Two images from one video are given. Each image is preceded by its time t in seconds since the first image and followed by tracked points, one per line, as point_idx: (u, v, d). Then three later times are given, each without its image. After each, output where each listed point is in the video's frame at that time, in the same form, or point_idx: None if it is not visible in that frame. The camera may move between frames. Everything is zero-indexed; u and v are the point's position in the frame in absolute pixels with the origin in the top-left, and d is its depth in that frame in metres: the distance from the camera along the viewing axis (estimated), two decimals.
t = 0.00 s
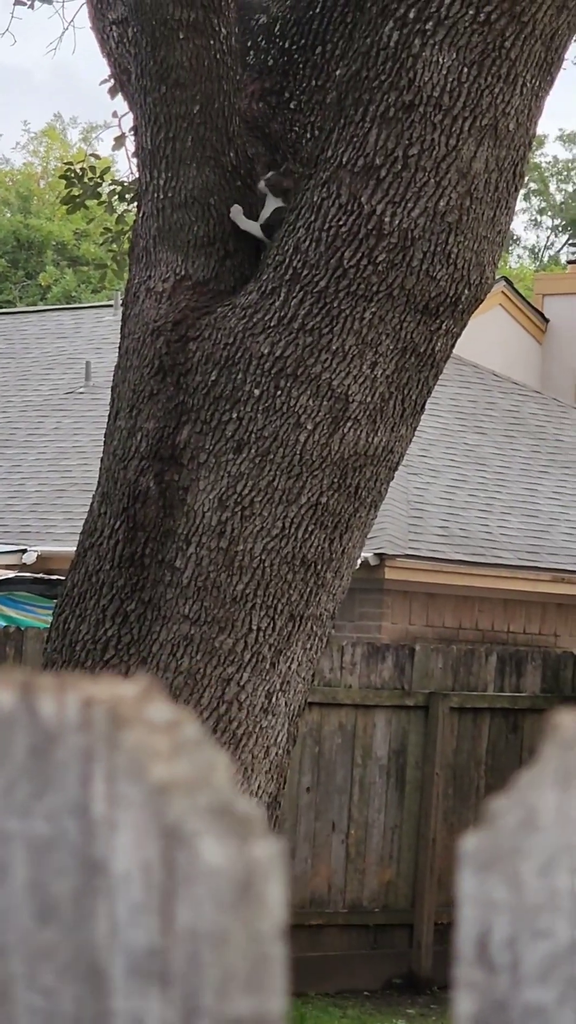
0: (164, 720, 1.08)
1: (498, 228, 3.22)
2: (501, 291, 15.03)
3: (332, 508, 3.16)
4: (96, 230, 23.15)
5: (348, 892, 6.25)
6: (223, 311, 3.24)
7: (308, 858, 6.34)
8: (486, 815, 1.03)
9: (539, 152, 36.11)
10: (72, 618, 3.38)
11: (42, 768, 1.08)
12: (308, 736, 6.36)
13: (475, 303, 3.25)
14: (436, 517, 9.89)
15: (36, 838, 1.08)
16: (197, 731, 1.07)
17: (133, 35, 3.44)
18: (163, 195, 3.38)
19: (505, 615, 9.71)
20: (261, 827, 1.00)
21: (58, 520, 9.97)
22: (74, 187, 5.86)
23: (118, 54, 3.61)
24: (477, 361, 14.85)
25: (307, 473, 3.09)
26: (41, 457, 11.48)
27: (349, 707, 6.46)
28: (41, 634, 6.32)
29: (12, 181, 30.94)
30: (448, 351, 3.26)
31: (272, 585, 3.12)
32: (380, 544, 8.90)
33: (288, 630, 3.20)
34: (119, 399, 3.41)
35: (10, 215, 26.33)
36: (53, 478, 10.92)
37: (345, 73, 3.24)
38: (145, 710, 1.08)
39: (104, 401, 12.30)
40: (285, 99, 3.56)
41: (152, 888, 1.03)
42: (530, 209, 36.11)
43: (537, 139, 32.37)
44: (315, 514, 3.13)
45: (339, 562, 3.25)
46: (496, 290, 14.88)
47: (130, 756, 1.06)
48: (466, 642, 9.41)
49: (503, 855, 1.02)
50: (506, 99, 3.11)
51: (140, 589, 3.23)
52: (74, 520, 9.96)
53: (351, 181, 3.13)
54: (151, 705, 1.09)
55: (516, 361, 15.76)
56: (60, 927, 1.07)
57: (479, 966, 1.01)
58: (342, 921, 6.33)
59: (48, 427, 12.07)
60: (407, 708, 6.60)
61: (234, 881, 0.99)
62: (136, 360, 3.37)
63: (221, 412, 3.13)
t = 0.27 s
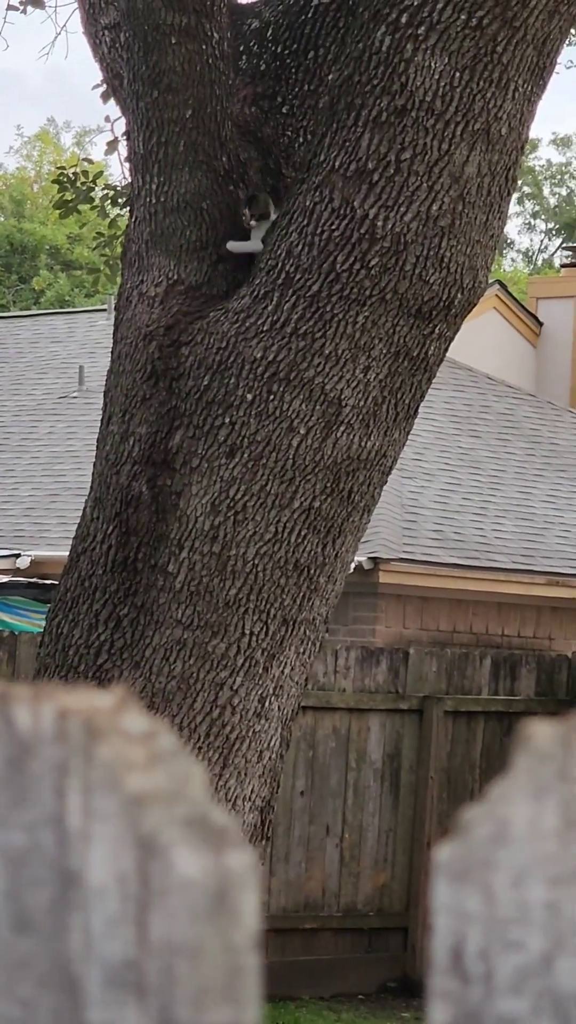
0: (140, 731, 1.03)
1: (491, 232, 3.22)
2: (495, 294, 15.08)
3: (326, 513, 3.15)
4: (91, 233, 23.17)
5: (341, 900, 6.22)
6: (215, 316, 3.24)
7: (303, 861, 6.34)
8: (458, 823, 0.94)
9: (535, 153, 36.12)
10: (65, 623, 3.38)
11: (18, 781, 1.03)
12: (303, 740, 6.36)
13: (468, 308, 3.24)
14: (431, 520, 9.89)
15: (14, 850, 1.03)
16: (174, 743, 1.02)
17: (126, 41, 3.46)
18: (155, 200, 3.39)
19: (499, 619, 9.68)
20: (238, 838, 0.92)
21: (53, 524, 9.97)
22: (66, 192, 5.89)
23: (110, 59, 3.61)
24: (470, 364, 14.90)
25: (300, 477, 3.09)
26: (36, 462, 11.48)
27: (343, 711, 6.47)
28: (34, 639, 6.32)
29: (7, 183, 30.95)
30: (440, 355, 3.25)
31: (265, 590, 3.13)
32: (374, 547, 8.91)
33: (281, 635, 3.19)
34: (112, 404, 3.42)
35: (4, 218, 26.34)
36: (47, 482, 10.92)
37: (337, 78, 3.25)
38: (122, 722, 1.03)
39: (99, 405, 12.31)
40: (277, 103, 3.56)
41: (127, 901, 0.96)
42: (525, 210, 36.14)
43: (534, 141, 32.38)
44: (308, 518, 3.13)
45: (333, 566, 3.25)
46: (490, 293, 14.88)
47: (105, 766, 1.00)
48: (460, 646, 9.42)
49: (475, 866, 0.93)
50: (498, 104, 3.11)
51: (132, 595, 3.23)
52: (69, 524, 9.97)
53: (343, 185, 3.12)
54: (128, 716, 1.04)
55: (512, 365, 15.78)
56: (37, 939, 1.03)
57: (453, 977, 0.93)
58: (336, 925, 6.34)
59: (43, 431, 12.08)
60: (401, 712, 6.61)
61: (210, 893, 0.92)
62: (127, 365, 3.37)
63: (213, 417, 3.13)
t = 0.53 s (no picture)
0: (142, 728, 1.06)
1: (488, 235, 3.22)
2: (491, 296, 15.10)
3: (322, 515, 3.16)
4: (88, 236, 23.19)
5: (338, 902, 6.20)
6: (212, 318, 3.24)
7: (300, 863, 6.34)
8: (460, 822, 0.95)
9: (533, 155, 36.12)
10: (62, 624, 3.38)
11: (19, 780, 1.06)
12: (299, 741, 6.36)
13: (465, 309, 3.24)
14: (428, 522, 9.89)
15: (15, 850, 1.06)
16: (173, 741, 1.05)
17: (122, 43, 3.46)
18: (152, 202, 3.39)
19: (496, 620, 9.70)
20: (239, 834, 0.96)
21: (50, 526, 9.98)
22: (63, 194, 5.89)
23: (107, 60, 3.61)
24: (467, 366, 14.92)
25: (297, 480, 3.09)
26: (33, 463, 11.49)
27: (340, 713, 6.48)
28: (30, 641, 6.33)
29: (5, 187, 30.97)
30: (437, 357, 3.25)
31: (262, 591, 3.12)
32: (371, 549, 8.92)
33: (278, 637, 3.19)
34: (108, 406, 3.42)
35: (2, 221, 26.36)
36: (45, 485, 10.92)
37: (334, 81, 3.25)
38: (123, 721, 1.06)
39: (96, 407, 12.31)
40: (274, 106, 3.56)
41: (128, 898, 0.99)
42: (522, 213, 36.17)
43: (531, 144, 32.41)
44: (305, 520, 3.13)
45: (330, 569, 3.25)
46: (487, 295, 14.88)
47: (105, 765, 1.03)
48: (457, 648, 9.40)
49: (475, 864, 0.94)
50: (495, 106, 3.11)
51: (129, 596, 3.23)
52: (66, 526, 9.97)
53: (340, 188, 3.13)
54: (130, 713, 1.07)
55: (508, 367, 15.79)
56: (37, 937, 1.05)
57: (455, 975, 0.95)
58: (333, 926, 6.34)
59: (40, 433, 12.08)
60: (399, 714, 6.60)
61: (211, 888, 0.95)
62: (125, 367, 3.37)
63: (210, 419, 3.13)
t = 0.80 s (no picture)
0: (153, 726, 0.98)
1: (487, 239, 3.22)
2: (488, 300, 15.11)
3: (321, 519, 3.15)
4: (86, 240, 23.20)
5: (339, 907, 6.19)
6: (211, 323, 3.24)
7: (298, 867, 6.33)
8: (471, 821, 0.86)
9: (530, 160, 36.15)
10: (61, 629, 3.37)
11: (27, 777, 0.98)
12: (298, 746, 6.34)
13: (464, 315, 3.25)
14: (426, 526, 9.89)
15: (26, 847, 0.99)
16: (188, 737, 0.97)
17: (122, 47, 3.45)
18: (151, 206, 3.39)
19: (495, 625, 9.73)
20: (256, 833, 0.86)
21: (48, 530, 9.97)
22: (62, 198, 5.88)
23: (107, 65, 3.62)
24: (464, 370, 14.93)
25: (296, 484, 3.09)
26: (31, 468, 11.48)
27: (339, 718, 6.45)
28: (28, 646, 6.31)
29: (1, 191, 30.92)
30: (436, 362, 3.25)
31: (261, 596, 3.12)
32: (369, 554, 8.91)
33: (277, 641, 3.19)
34: (108, 411, 3.41)
35: None
36: (43, 489, 10.91)
37: (333, 84, 3.25)
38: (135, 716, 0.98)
39: (94, 411, 12.31)
40: (273, 109, 3.56)
41: (140, 897, 0.91)
42: (517, 217, 36.22)
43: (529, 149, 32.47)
44: (304, 525, 3.13)
45: (329, 573, 3.25)
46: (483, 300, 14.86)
47: (117, 761, 0.94)
48: (455, 653, 9.42)
49: (486, 860, 0.85)
50: (494, 110, 3.11)
51: (129, 601, 3.22)
52: (64, 530, 9.96)
53: (339, 192, 3.13)
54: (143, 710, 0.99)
55: (504, 371, 15.80)
56: (47, 934, 0.98)
57: (466, 971, 0.86)
58: (332, 931, 6.33)
59: (38, 438, 12.08)
60: (397, 718, 6.59)
61: (224, 889, 0.86)
62: (124, 372, 3.37)
63: (209, 424, 3.13)
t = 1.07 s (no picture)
0: (156, 729, 1.00)
1: (488, 244, 3.21)
2: (492, 307, 15.08)
3: (323, 524, 3.15)
4: (89, 245, 23.20)
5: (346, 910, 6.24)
6: (213, 327, 3.24)
7: (300, 873, 6.32)
8: (476, 823, 0.90)
9: (533, 166, 36.22)
10: (63, 634, 3.37)
11: (34, 780, 1.03)
12: (300, 751, 6.34)
13: (465, 320, 3.24)
14: (429, 531, 9.90)
15: (32, 849, 1.03)
16: (191, 741, 0.99)
17: (124, 53, 3.43)
18: (153, 212, 3.39)
19: (496, 631, 9.75)
20: (251, 834, 0.90)
21: (50, 535, 9.97)
22: (64, 204, 5.88)
23: (108, 70, 3.61)
24: (467, 376, 14.91)
25: (298, 489, 3.09)
26: (33, 472, 11.48)
27: (341, 723, 6.45)
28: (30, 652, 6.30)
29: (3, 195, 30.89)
30: (438, 367, 3.25)
31: (263, 601, 3.12)
32: (372, 559, 8.91)
33: (278, 646, 3.19)
34: (110, 416, 3.41)
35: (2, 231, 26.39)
36: (46, 494, 10.89)
37: (335, 90, 3.26)
38: (137, 721, 1.01)
39: (97, 416, 12.31)
40: (275, 115, 3.60)
41: (141, 900, 0.95)
42: (521, 224, 36.22)
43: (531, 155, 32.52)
44: (306, 530, 3.13)
45: (331, 578, 3.25)
46: (487, 306, 14.84)
47: (119, 765, 0.98)
48: (457, 658, 9.43)
49: (489, 865, 0.89)
50: (496, 115, 3.11)
51: (130, 605, 3.22)
52: (66, 535, 9.95)
53: (341, 197, 3.13)
54: (146, 710, 1.02)
55: (504, 378, 15.80)
56: (52, 936, 1.01)
57: (470, 975, 0.89)
58: (333, 936, 6.31)
59: (40, 442, 12.07)
60: (399, 723, 6.60)
61: (224, 892, 0.90)
62: (126, 376, 3.36)
63: (211, 428, 3.13)
